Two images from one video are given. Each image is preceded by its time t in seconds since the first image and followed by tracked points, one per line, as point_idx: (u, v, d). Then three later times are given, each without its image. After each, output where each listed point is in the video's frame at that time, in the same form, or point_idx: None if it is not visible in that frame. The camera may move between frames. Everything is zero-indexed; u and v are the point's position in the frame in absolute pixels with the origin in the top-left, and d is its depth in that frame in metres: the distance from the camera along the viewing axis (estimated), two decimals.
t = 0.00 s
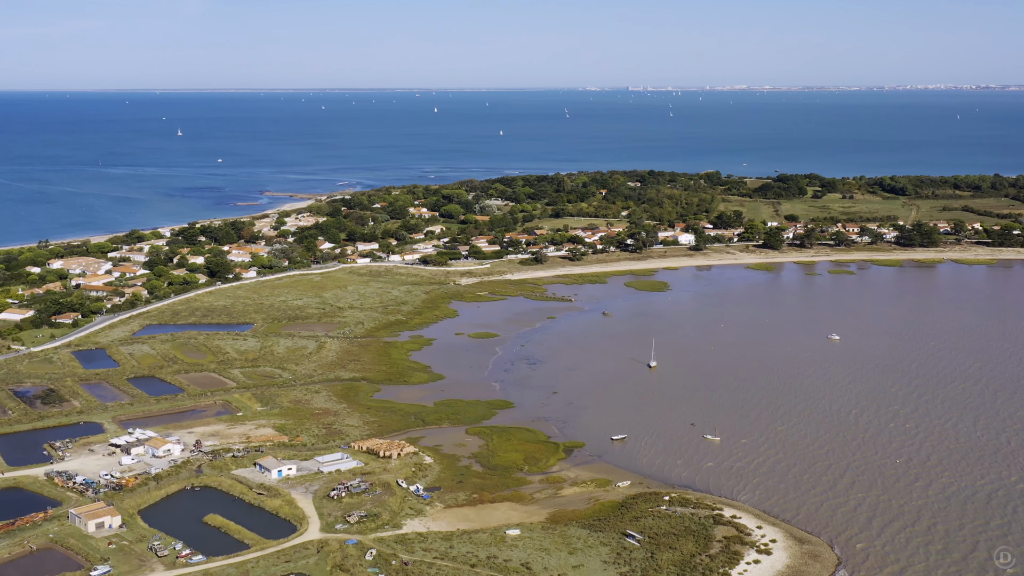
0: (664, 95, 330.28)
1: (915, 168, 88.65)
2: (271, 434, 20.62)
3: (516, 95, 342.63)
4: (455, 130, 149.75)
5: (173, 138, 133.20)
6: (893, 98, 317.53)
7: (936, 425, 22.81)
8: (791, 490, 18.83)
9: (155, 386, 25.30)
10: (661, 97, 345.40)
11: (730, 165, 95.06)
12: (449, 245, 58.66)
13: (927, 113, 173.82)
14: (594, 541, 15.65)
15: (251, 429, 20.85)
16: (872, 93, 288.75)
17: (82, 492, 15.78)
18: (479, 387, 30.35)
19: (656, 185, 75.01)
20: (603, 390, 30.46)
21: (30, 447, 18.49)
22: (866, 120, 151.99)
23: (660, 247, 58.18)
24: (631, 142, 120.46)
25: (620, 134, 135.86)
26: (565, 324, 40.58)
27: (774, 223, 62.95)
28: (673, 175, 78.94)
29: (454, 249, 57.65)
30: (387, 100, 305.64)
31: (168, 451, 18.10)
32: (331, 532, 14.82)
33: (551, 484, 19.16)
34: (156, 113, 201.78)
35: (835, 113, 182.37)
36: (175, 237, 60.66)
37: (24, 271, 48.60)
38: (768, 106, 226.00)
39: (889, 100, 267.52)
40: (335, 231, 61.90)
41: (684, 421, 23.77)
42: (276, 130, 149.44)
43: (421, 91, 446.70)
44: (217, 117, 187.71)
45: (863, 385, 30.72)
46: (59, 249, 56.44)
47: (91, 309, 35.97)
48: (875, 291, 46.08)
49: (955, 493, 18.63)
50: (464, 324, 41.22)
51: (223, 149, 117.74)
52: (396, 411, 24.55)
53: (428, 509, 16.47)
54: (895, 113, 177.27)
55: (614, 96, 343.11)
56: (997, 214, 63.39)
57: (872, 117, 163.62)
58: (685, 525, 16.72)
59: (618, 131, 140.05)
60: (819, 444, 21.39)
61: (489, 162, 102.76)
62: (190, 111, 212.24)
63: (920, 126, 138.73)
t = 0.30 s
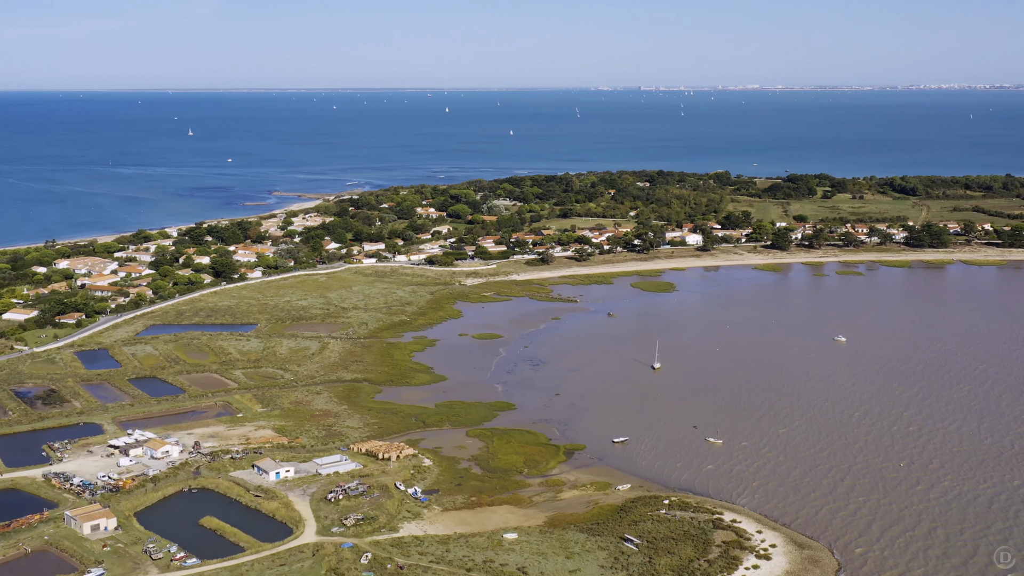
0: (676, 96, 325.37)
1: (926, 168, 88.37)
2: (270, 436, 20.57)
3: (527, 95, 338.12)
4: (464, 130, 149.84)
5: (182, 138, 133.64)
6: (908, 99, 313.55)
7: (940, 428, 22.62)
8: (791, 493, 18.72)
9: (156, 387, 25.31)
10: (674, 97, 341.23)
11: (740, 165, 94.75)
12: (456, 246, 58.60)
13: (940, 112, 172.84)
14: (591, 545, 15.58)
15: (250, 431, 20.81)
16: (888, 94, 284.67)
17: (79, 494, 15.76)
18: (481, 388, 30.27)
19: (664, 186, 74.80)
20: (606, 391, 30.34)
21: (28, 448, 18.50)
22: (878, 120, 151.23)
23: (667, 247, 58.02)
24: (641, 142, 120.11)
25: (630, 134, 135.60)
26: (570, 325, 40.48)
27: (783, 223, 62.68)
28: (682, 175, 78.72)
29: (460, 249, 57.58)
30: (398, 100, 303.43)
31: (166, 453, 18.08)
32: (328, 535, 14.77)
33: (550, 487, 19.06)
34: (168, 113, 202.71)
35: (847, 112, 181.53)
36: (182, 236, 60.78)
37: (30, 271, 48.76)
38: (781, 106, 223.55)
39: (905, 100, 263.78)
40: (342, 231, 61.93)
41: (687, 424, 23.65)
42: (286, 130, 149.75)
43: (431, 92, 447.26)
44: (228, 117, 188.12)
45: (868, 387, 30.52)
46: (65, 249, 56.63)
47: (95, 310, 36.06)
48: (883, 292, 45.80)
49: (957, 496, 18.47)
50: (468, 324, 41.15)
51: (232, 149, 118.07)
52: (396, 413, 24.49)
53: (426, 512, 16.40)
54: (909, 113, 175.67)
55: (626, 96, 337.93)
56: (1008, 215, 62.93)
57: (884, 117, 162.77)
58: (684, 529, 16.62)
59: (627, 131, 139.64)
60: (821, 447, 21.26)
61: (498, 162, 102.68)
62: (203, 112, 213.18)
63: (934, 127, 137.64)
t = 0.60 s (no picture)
0: (689, 96, 321.13)
1: (938, 168, 88.05)
2: (270, 438, 20.54)
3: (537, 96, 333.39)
4: (475, 129, 149.82)
5: (193, 138, 134.11)
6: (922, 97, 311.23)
7: (946, 432, 22.39)
8: (793, 497, 18.56)
9: (158, 388, 25.31)
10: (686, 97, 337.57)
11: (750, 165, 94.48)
12: (462, 246, 58.55)
13: (954, 112, 171.81)
14: (589, 550, 15.51)
15: (250, 432, 20.79)
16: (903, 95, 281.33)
17: (76, 495, 15.76)
18: (483, 390, 30.16)
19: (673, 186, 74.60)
20: (609, 393, 30.19)
21: (28, 450, 18.52)
22: (891, 121, 150.42)
23: (675, 248, 57.84)
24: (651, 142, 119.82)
25: (640, 134, 135.40)
26: (574, 326, 40.35)
27: (791, 224, 62.43)
28: (691, 175, 78.50)
29: (467, 249, 57.51)
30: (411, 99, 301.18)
31: (165, 454, 18.07)
32: (324, 538, 14.73)
33: (549, 490, 18.97)
34: (179, 113, 203.39)
35: (860, 112, 180.68)
36: (189, 236, 60.93)
37: (36, 271, 48.92)
38: (796, 106, 221.58)
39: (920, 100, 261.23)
40: (349, 231, 61.98)
41: (689, 426, 23.48)
42: (295, 129, 150.02)
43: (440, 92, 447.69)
44: (239, 117, 188.62)
45: (873, 389, 30.32)
46: (72, 249, 56.83)
47: (99, 310, 36.15)
48: (890, 294, 45.51)
49: (959, 501, 18.31)
50: (472, 325, 41.10)
51: (242, 149, 118.37)
52: (397, 414, 24.41)
53: (423, 515, 16.33)
54: (922, 113, 174.62)
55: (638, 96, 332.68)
56: (1019, 216, 62.46)
57: (897, 117, 161.93)
58: (683, 533, 16.53)
59: (637, 131, 139.29)
60: (824, 451, 21.07)
61: (507, 162, 102.63)
62: (215, 111, 213.75)
63: (947, 126, 136.82)
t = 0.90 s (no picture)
0: (702, 96, 316.90)
1: (950, 168, 87.62)
2: (270, 439, 20.52)
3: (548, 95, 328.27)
4: (484, 129, 149.87)
5: (203, 137, 134.58)
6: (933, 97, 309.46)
7: (950, 435, 22.22)
8: (794, 501, 18.43)
9: (159, 388, 25.33)
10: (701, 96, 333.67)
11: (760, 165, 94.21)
12: (469, 247, 58.50)
13: (967, 112, 170.82)
14: (587, 554, 15.44)
15: (249, 434, 20.78)
16: (918, 95, 277.57)
17: (73, 497, 15.75)
18: (486, 391, 30.07)
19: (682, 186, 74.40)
20: (613, 394, 30.05)
21: (26, 451, 18.53)
22: (904, 121, 149.67)
23: (682, 248, 57.67)
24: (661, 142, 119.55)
25: (649, 134, 135.18)
26: (579, 327, 40.22)
27: (800, 224, 62.17)
28: (701, 175, 78.27)
29: (473, 250, 57.45)
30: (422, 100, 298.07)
31: (163, 456, 18.05)
32: (319, 541, 14.68)
33: (548, 493, 18.87)
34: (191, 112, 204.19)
35: (873, 112, 179.87)
36: (195, 236, 61.06)
37: (42, 271, 49.06)
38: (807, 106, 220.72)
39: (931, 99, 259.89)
40: (355, 231, 62.02)
41: (692, 429, 23.33)
42: (305, 129, 150.29)
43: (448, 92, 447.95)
44: (250, 117, 188.94)
45: (878, 391, 30.17)
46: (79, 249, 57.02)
47: (103, 310, 36.24)
48: (898, 295, 45.20)
49: (961, 505, 18.17)
50: (476, 326, 41.03)
51: (252, 149, 118.67)
52: (398, 416, 24.35)
53: (421, 519, 16.27)
54: (935, 112, 173.72)
55: (651, 96, 328.03)
56: None
57: (909, 117, 161.14)
58: (682, 538, 16.42)
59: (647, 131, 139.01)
60: (826, 454, 20.93)
61: (517, 162, 102.57)
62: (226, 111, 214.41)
63: (960, 126, 135.99)
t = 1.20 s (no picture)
0: (715, 96, 312.17)
1: (962, 168, 87.12)
2: (269, 440, 20.50)
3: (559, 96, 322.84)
4: (494, 129, 149.85)
5: (214, 137, 134.93)
6: (944, 96, 307.72)
7: (953, 438, 22.04)
8: (795, 504, 18.30)
9: (161, 389, 25.34)
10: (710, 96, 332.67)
11: (771, 165, 93.90)
12: (475, 247, 58.44)
13: (981, 112, 169.69)
14: (584, 559, 15.40)
15: (249, 435, 20.76)
16: (931, 96, 275.47)
17: (70, 499, 15.75)
18: (488, 393, 29.96)
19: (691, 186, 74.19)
20: (614, 396, 29.90)
21: (26, 452, 18.55)
22: (917, 121, 148.83)
23: (690, 249, 57.48)
24: (672, 142, 119.22)
25: (660, 134, 134.99)
26: (583, 329, 40.07)
27: (809, 225, 61.88)
28: (710, 175, 78.06)
29: (479, 250, 57.39)
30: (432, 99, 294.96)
31: (162, 457, 18.03)
32: (315, 545, 14.64)
33: (548, 496, 18.78)
34: (202, 112, 204.69)
35: (886, 112, 178.99)
36: (202, 236, 61.18)
37: (48, 271, 49.19)
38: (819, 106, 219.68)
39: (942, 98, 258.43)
40: (362, 231, 62.07)
41: (694, 432, 23.18)
42: (314, 129, 150.46)
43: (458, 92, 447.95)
44: (261, 117, 189.23)
45: (883, 393, 29.97)
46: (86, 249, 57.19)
47: (107, 310, 36.33)
48: (906, 297, 44.86)
49: (963, 509, 18.01)
50: (481, 327, 40.96)
51: (261, 148, 118.87)
52: (399, 418, 24.30)
53: (418, 522, 16.20)
54: (949, 112, 172.75)
55: (663, 96, 322.87)
56: None
57: (922, 117, 160.24)
58: (681, 542, 16.34)
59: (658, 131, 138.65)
60: (828, 457, 20.78)
61: (526, 162, 102.47)
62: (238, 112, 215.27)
63: (973, 126, 135.14)
